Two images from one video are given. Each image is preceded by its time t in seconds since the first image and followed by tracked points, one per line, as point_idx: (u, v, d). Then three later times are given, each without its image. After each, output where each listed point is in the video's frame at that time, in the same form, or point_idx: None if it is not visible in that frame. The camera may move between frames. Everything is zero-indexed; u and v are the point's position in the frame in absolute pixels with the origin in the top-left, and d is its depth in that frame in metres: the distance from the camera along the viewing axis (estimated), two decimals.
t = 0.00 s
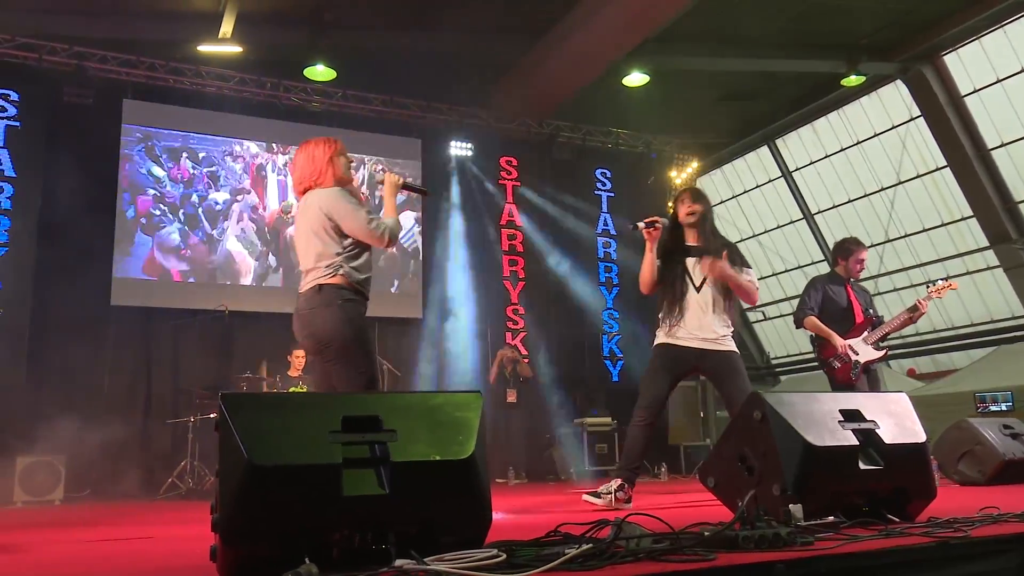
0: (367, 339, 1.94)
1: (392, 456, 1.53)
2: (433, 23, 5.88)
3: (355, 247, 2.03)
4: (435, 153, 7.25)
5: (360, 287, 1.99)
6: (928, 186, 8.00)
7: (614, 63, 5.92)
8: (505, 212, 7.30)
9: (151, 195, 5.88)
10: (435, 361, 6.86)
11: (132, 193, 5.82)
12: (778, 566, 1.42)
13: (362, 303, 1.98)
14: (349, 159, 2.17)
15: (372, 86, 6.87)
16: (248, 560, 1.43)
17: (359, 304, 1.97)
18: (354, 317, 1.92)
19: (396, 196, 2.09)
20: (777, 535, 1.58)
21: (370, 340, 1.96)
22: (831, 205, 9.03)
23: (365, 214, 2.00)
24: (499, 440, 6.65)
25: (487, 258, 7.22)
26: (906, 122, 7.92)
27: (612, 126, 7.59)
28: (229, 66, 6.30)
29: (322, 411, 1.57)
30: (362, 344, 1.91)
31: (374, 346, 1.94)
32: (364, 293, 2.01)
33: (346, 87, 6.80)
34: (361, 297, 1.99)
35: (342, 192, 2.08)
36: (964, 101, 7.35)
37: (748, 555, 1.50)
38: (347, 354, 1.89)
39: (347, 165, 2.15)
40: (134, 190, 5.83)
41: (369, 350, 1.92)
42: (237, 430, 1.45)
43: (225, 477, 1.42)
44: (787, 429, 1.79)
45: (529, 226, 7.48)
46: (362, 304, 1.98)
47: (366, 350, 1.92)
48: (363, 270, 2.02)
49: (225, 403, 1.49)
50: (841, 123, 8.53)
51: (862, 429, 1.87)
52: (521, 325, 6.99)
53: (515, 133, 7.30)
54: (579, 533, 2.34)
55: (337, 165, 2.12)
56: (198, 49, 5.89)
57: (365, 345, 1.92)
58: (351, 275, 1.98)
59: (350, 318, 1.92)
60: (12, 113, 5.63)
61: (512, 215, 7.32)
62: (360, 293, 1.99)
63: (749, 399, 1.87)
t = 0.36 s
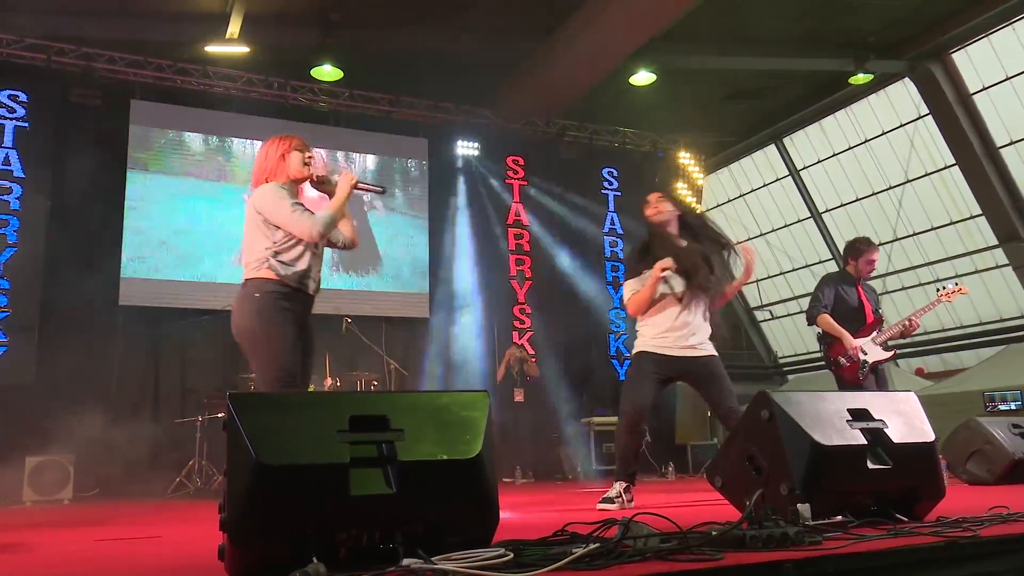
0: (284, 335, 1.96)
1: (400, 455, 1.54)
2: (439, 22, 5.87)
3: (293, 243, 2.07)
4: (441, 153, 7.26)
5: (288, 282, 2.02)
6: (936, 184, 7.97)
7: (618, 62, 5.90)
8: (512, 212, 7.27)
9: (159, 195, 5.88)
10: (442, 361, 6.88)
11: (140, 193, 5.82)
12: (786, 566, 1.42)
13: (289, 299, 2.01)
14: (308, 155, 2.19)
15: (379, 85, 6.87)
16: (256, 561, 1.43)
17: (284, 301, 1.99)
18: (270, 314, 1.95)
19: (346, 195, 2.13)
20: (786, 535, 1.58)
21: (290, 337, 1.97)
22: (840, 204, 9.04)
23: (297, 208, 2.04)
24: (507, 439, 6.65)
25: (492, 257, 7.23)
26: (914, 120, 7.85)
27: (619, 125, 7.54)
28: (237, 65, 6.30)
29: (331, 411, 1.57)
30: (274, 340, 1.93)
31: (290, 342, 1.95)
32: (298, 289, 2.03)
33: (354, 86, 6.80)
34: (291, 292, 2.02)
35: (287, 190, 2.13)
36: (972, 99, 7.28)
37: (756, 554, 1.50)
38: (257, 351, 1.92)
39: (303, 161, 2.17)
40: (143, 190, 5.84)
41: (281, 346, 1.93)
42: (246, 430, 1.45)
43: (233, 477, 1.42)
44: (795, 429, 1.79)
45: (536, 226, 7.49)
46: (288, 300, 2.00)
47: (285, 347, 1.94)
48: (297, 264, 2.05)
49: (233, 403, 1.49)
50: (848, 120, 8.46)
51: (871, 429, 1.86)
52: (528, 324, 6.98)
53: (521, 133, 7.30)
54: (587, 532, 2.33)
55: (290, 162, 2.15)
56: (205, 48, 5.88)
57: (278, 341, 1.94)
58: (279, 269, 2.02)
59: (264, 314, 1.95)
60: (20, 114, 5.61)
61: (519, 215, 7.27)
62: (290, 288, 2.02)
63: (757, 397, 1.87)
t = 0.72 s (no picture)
0: (202, 339, 1.92)
1: (412, 452, 1.55)
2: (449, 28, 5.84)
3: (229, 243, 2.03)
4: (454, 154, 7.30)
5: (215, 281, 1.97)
6: (948, 180, 7.92)
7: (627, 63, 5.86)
8: (524, 211, 7.37)
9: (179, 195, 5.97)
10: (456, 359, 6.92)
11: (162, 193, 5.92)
12: (798, 564, 1.44)
13: (218, 300, 1.95)
14: (235, 142, 2.18)
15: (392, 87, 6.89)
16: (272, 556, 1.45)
17: (210, 301, 1.95)
18: (192, 313, 1.94)
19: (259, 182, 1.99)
20: (799, 533, 1.59)
21: (208, 343, 1.93)
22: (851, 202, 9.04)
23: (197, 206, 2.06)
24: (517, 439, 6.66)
25: (509, 259, 7.41)
26: (925, 117, 7.79)
27: (630, 125, 7.51)
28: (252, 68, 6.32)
29: (346, 410, 1.59)
30: (188, 341, 1.92)
31: (195, 344, 1.91)
32: (226, 288, 1.97)
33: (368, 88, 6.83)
34: (218, 290, 1.96)
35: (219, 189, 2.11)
36: (985, 96, 7.21)
37: (767, 552, 1.51)
38: (174, 350, 1.93)
39: (231, 150, 2.18)
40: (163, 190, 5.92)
41: (193, 346, 1.92)
42: (262, 428, 1.48)
43: (250, 474, 1.44)
44: (808, 429, 1.78)
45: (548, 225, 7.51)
46: (215, 302, 1.95)
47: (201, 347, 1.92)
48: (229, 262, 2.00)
49: (249, 401, 1.52)
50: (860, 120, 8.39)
51: (883, 426, 1.86)
52: (538, 323, 6.99)
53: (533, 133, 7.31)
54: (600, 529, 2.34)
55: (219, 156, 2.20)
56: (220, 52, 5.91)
57: (192, 343, 1.92)
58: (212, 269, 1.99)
59: (187, 313, 1.95)
60: (39, 116, 5.77)
61: (531, 215, 7.38)
62: (216, 287, 1.96)
63: (767, 396, 1.87)
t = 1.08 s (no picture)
0: (213, 332, 2.07)
1: (463, 441, 1.66)
2: (485, 43, 5.98)
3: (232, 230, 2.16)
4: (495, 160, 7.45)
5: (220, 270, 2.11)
6: (975, 179, 7.79)
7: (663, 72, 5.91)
8: (563, 213, 7.47)
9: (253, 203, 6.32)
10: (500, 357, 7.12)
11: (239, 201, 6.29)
12: (830, 548, 1.51)
13: (222, 291, 2.09)
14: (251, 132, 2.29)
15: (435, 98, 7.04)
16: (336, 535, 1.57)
17: (218, 294, 2.10)
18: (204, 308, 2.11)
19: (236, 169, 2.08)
20: (832, 517, 1.67)
21: (220, 335, 2.06)
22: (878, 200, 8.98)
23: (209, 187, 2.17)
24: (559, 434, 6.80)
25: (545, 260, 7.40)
26: (949, 118, 7.65)
27: (663, 131, 7.57)
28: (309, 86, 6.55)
29: (402, 402, 1.71)
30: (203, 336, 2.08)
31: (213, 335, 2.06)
32: (227, 274, 2.10)
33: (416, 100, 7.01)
34: (223, 280, 2.10)
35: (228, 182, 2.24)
36: (1011, 94, 6.84)
37: (801, 536, 1.59)
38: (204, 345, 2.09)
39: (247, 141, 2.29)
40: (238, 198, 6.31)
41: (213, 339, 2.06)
42: (325, 418, 1.60)
43: (317, 461, 1.57)
44: (840, 418, 1.85)
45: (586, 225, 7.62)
46: (223, 294, 2.09)
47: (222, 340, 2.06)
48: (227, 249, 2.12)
49: (314, 394, 1.65)
50: (885, 122, 8.26)
51: (913, 416, 1.93)
52: (580, 320, 7.18)
53: (571, 140, 7.43)
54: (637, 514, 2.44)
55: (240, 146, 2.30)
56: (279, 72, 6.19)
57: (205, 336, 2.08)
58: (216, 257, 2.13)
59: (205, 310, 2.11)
60: (121, 136, 6.13)
61: (570, 217, 7.47)
62: (221, 277, 2.10)
63: (800, 387, 1.96)
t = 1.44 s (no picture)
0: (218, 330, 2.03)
1: (488, 437, 1.73)
2: (505, 57, 6.06)
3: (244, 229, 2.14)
4: (516, 168, 7.59)
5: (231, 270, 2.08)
6: (981, 182, 7.70)
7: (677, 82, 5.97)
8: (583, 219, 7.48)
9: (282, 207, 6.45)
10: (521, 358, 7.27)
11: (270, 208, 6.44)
12: (845, 540, 1.54)
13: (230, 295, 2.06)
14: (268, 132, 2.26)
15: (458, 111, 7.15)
16: (366, 528, 1.64)
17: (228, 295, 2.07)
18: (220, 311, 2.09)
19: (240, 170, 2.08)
20: (845, 510, 1.70)
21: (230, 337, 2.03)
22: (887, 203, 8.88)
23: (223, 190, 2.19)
24: (581, 434, 6.88)
25: (566, 262, 7.55)
26: (958, 122, 7.58)
27: (678, 138, 7.62)
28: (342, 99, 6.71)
29: (430, 399, 1.79)
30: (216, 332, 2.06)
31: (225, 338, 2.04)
32: (235, 275, 2.07)
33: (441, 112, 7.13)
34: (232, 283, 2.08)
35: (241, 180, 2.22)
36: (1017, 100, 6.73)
37: (816, 528, 1.64)
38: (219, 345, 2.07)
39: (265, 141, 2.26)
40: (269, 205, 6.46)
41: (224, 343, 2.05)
42: (356, 413, 1.68)
43: (349, 455, 1.64)
44: (851, 413, 1.92)
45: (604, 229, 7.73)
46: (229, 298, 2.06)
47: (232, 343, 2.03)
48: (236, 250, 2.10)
49: (346, 393, 1.74)
50: (894, 126, 8.14)
51: (923, 412, 1.99)
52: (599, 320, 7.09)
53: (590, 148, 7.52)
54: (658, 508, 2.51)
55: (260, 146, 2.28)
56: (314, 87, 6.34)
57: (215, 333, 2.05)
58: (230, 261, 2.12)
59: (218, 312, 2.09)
60: (165, 150, 6.38)
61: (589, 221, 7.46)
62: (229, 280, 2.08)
63: (814, 384, 2.03)
